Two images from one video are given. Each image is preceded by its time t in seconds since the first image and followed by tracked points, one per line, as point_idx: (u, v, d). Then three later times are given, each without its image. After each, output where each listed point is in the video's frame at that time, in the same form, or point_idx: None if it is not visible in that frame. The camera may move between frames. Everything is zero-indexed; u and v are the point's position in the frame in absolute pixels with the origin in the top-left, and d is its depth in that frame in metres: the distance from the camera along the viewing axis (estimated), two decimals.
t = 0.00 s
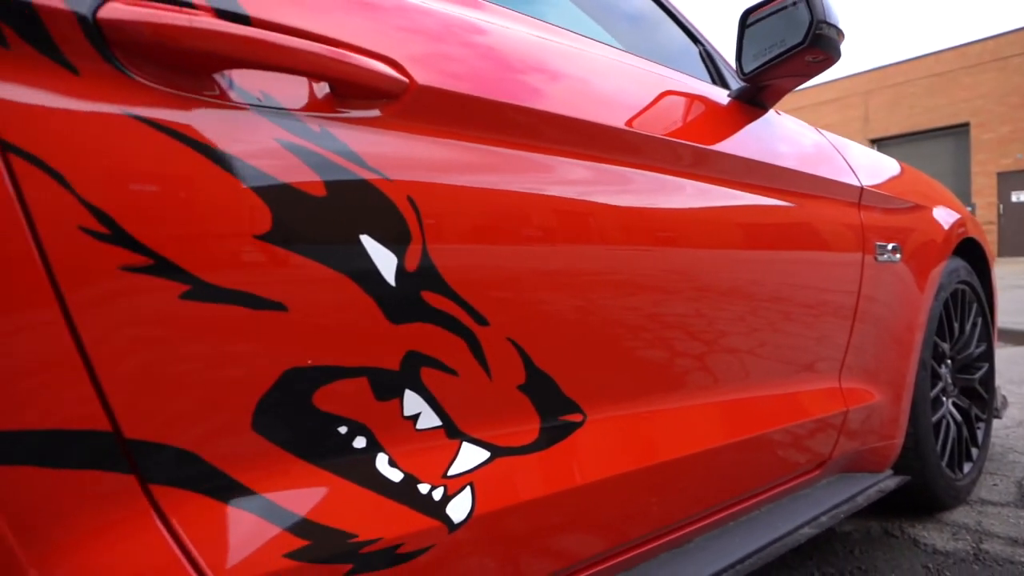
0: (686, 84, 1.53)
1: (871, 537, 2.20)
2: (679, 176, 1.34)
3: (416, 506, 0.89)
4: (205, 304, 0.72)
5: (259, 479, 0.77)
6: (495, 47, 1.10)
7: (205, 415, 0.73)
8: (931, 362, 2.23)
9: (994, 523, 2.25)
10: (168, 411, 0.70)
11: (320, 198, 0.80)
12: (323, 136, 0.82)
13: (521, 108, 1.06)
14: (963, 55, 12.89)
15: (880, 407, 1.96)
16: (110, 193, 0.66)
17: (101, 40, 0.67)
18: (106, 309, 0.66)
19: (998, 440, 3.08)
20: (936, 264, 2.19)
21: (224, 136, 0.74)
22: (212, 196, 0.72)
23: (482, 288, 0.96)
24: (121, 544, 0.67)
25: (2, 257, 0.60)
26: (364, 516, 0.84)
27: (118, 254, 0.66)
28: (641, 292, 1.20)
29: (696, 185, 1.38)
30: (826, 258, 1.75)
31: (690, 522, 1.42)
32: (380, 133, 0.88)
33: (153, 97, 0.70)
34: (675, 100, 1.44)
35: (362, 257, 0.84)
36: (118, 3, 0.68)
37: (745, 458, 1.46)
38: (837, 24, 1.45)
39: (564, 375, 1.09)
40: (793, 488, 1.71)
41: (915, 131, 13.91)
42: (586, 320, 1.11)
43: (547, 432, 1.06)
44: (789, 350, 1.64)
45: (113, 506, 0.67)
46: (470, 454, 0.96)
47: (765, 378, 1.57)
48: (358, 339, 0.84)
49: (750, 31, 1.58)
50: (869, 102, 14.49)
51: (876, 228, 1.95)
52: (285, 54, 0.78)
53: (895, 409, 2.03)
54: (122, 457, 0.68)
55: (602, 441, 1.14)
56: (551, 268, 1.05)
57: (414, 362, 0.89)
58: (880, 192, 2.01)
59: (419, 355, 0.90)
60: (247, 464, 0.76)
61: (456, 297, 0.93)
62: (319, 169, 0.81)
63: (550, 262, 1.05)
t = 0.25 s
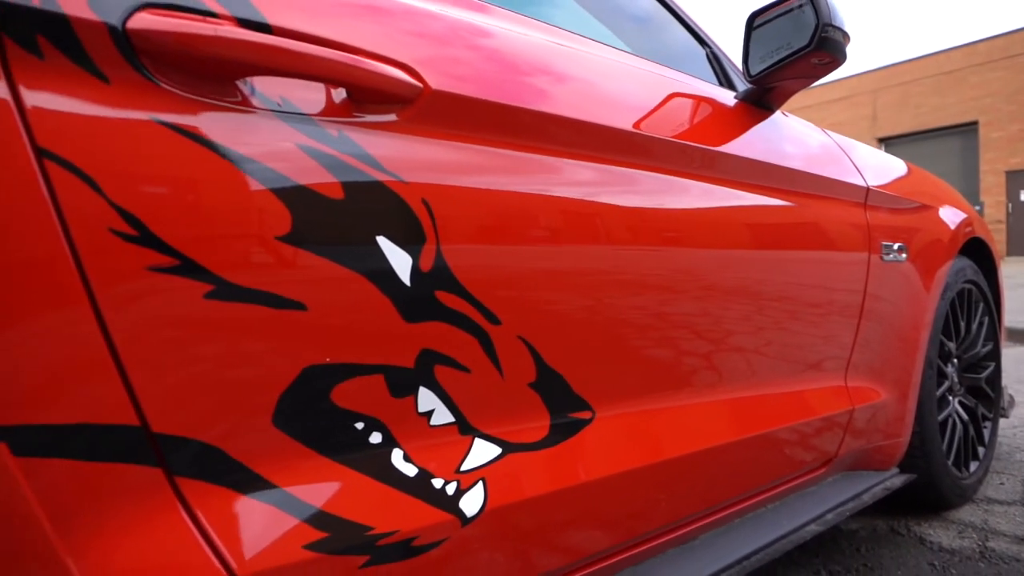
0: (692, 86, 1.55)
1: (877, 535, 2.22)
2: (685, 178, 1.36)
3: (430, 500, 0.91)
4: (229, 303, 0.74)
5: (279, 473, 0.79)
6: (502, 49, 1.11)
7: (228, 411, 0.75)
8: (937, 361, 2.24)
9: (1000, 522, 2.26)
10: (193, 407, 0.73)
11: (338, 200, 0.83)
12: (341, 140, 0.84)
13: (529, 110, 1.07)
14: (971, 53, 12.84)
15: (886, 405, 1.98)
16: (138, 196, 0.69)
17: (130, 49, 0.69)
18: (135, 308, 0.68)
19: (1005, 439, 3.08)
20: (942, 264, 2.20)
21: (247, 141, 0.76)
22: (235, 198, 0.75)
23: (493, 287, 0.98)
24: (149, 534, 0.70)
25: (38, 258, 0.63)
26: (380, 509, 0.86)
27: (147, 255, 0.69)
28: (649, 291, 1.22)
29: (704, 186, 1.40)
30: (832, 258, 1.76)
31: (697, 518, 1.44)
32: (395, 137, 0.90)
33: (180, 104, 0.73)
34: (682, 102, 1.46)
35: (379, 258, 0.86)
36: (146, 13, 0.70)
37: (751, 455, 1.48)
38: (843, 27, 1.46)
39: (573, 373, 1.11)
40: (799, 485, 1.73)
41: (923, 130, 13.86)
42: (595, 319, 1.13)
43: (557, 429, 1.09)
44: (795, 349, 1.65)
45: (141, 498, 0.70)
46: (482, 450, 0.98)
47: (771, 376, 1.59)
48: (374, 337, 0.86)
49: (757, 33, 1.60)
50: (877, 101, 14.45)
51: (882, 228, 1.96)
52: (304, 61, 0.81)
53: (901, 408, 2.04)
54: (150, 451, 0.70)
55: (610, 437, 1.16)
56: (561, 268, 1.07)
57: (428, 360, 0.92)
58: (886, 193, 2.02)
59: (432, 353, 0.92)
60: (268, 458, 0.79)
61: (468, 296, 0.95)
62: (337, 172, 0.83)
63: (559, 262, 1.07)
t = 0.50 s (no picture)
0: (696, 88, 1.57)
1: (881, 533, 2.23)
2: (688, 178, 1.37)
3: (441, 494, 0.93)
4: (245, 302, 0.76)
5: (294, 468, 0.81)
6: (506, 52, 1.13)
7: (245, 407, 0.77)
8: (941, 360, 2.25)
9: (1004, 520, 2.27)
10: (212, 403, 0.75)
11: (351, 202, 0.85)
12: (354, 143, 0.86)
13: (533, 112, 1.09)
14: (977, 52, 12.81)
15: (890, 404, 1.99)
16: (159, 198, 0.71)
17: (151, 56, 0.71)
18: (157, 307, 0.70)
19: (1009, 438, 3.09)
20: (946, 263, 2.21)
21: (263, 144, 0.78)
22: (252, 200, 0.77)
23: (501, 286, 1.00)
24: (168, 526, 0.72)
25: (64, 258, 0.65)
26: (392, 504, 0.88)
27: (167, 255, 0.71)
28: (654, 290, 1.24)
29: (708, 187, 1.42)
30: (836, 257, 1.77)
31: (701, 515, 1.46)
32: (406, 139, 0.92)
33: (199, 109, 0.75)
34: (687, 104, 1.47)
35: (390, 257, 0.88)
36: (167, 21, 0.73)
37: (755, 453, 1.50)
38: (846, 29, 1.48)
39: (579, 371, 1.13)
40: (803, 483, 1.74)
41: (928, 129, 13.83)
42: (601, 318, 1.15)
43: (564, 426, 1.11)
44: (798, 348, 1.67)
45: (162, 492, 0.72)
46: (491, 446, 1.00)
47: (775, 375, 1.61)
48: (386, 336, 0.88)
49: (762, 35, 1.61)
50: (882, 100, 14.42)
51: (885, 228, 1.97)
52: (318, 66, 0.83)
53: (904, 406, 2.05)
54: (170, 446, 0.72)
55: (616, 434, 1.18)
56: (567, 268, 1.09)
57: (438, 358, 0.94)
58: (890, 192, 2.04)
59: (443, 351, 0.94)
60: (283, 453, 0.81)
61: (478, 295, 0.97)
62: (350, 174, 0.85)
63: (566, 262, 1.09)
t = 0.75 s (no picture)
0: (699, 89, 1.58)
1: (885, 530, 2.24)
2: (690, 179, 1.39)
3: (451, 489, 0.95)
4: (262, 301, 0.78)
5: (309, 462, 0.84)
6: (511, 54, 1.15)
7: (263, 403, 0.80)
8: (944, 359, 2.27)
9: (1007, 518, 2.28)
10: (231, 398, 0.77)
11: (364, 203, 0.87)
12: (367, 146, 0.88)
13: (539, 113, 1.11)
14: (983, 50, 12.77)
15: (893, 402, 2.00)
16: (180, 200, 0.73)
17: (173, 62, 0.74)
18: (178, 305, 0.73)
19: (1014, 437, 3.10)
20: (949, 262, 2.23)
21: (280, 147, 0.81)
22: (270, 201, 0.79)
23: (510, 286, 1.02)
24: (189, 518, 0.74)
25: (90, 258, 0.67)
26: (403, 498, 0.90)
27: (188, 255, 0.73)
28: (658, 289, 1.26)
29: (712, 187, 1.44)
30: (840, 257, 1.79)
31: (706, 511, 1.48)
32: (418, 142, 0.94)
33: (218, 113, 0.77)
34: (691, 105, 1.49)
35: (402, 257, 0.91)
36: (188, 28, 0.75)
37: (759, 450, 1.51)
38: (849, 32, 1.49)
39: (586, 369, 1.15)
40: (806, 480, 1.76)
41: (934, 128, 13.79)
42: (607, 317, 1.17)
43: (571, 422, 1.13)
44: (802, 346, 1.69)
45: (183, 484, 0.74)
46: (500, 442, 1.02)
47: (778, 373, 1.62)
48: (398, 334, 0.90)
49: (766, 37, 1.63)
50: (887, 99, 14.38)
51: (889, 227, 1.99)
52: (333, 71, 0.85)
53: (908, 405, 2.07)
54: (191, 440, 0.75)
55: (621, 431, 1.20)
56: (574, 267, 1.11)
57: (448, 355, 0.96)
58: (894, 193, 2.05)
59: (453, 349, 0.96)
60: (299, 448, 0.83)
61: (487, 294, 1.00)
62: (364, 176, 0.87)
63: (572, 262, 1.11)
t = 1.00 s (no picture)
0: (704, 91, 1.60)
1: (889, 529, 2.25)
2: (693, 180, 1.40)
3: (460, 485, 0.97)
4: (278, 301, 0.80)
5: (322, 458, 0.86)
6: (516, 56, 1.16)
7: (278, 401, 0.82)
8: (948, 359, 2.28)
9: (1011, 517, 2.29)
10: (247, 396, 0.79)
11: (375, 205, 0.89)
12: (378, 149, 0.90)
13: (543, 115, 1.12)
14: (989, 50, 12.73)
15: (897, 402, 2.01)
16: (198, 202, 0.75)
17: (191, 68, 0.76)
18: (197, 305, 0.75)
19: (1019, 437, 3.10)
20: (953, 262, 2.23)
21: (293, 150, 0.83)
22: (285, 204, 0.81)
23: (517, 286, 1.04)
24: (206, 512, 0.76)
25: (113, 259, 0.69)
26: (413, 494, 0.92)
27: (206, 256, 0.75)
28: (663, 289, 1.27)
29: (717, 188, 1.45)
30: (844, 257, 1.80)
31: (711, 509, 1.49)
32: (428, 145, 0.96)
33: (234, 118, 0.79)
34: (696, 107, 1.51)
35: (413, 258, 0.93)
36: (206, 36, 0.77)
37: (763, 449, 1.53)
38: (853, 35, 1.51)
39: (592, 367, 1.17)
40: (810, 479, 1.77)
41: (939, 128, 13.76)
42: (613, 316, 1.19)
43: (577, 420, 1.15)
44: (807, 346, 1.70)
45: (200, 480, 0.76)
46: (508, 439, 1.04)
47: (783, 373, 1.64)
48: (409, 333, 0.92)
49: (770, 40, 1.65)
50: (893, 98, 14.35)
51: (893, 228, 2.00)
52: (345, 76, 0.87)
53: (912, 405, 2.08)
54: (208, 436, 0.77)
55: (626, 429, 1.22)
56: (581, 267, 1.13)
57: (457, 354, 0.98)
58: (898, 193, 2.06)
59: (462, 348, 0.98)
60: (312, 444, 0.85)
61: (495, 294, 1.01)
62: (375, 178, 0.89)
63: (578, 262, 1.13)
